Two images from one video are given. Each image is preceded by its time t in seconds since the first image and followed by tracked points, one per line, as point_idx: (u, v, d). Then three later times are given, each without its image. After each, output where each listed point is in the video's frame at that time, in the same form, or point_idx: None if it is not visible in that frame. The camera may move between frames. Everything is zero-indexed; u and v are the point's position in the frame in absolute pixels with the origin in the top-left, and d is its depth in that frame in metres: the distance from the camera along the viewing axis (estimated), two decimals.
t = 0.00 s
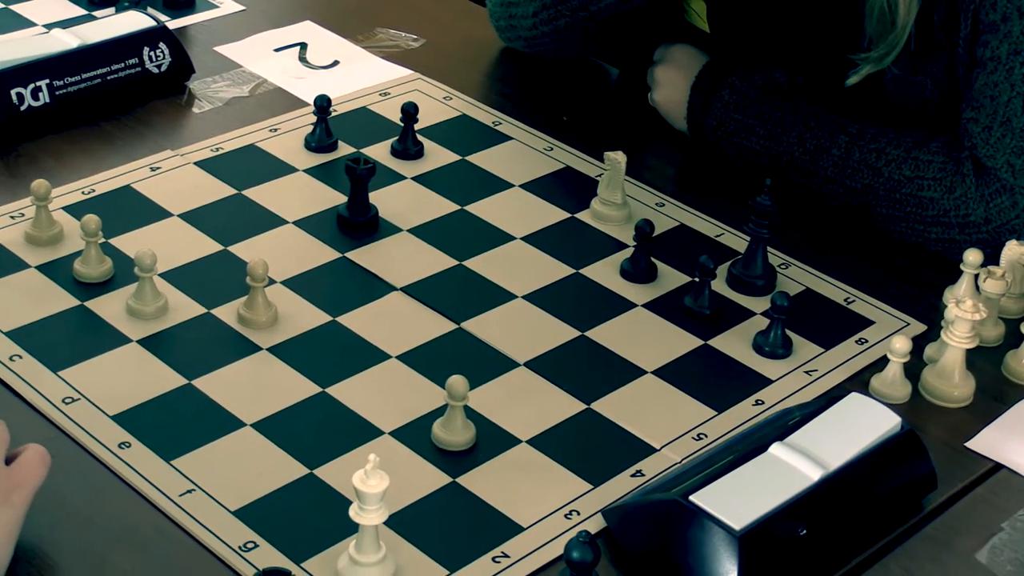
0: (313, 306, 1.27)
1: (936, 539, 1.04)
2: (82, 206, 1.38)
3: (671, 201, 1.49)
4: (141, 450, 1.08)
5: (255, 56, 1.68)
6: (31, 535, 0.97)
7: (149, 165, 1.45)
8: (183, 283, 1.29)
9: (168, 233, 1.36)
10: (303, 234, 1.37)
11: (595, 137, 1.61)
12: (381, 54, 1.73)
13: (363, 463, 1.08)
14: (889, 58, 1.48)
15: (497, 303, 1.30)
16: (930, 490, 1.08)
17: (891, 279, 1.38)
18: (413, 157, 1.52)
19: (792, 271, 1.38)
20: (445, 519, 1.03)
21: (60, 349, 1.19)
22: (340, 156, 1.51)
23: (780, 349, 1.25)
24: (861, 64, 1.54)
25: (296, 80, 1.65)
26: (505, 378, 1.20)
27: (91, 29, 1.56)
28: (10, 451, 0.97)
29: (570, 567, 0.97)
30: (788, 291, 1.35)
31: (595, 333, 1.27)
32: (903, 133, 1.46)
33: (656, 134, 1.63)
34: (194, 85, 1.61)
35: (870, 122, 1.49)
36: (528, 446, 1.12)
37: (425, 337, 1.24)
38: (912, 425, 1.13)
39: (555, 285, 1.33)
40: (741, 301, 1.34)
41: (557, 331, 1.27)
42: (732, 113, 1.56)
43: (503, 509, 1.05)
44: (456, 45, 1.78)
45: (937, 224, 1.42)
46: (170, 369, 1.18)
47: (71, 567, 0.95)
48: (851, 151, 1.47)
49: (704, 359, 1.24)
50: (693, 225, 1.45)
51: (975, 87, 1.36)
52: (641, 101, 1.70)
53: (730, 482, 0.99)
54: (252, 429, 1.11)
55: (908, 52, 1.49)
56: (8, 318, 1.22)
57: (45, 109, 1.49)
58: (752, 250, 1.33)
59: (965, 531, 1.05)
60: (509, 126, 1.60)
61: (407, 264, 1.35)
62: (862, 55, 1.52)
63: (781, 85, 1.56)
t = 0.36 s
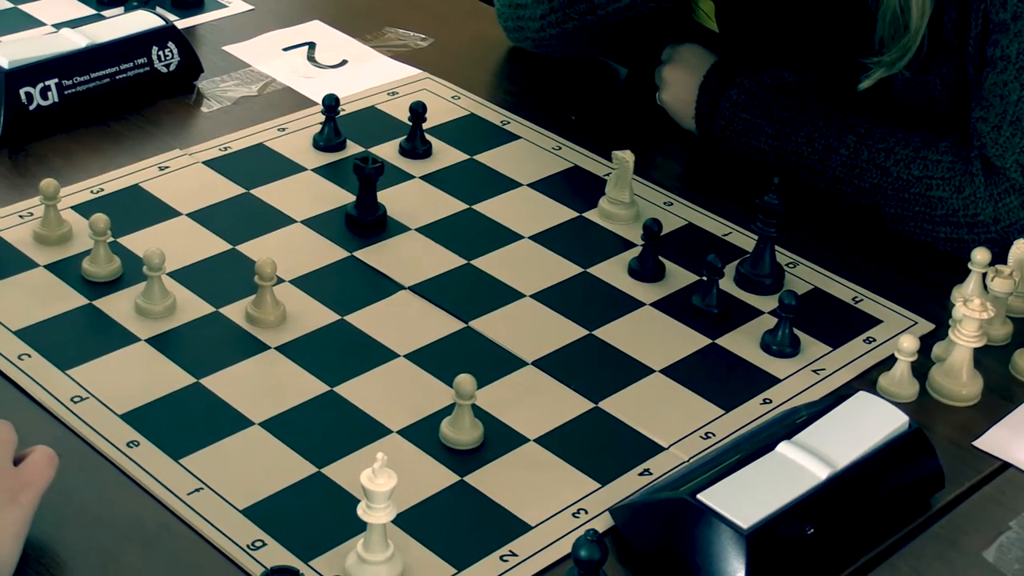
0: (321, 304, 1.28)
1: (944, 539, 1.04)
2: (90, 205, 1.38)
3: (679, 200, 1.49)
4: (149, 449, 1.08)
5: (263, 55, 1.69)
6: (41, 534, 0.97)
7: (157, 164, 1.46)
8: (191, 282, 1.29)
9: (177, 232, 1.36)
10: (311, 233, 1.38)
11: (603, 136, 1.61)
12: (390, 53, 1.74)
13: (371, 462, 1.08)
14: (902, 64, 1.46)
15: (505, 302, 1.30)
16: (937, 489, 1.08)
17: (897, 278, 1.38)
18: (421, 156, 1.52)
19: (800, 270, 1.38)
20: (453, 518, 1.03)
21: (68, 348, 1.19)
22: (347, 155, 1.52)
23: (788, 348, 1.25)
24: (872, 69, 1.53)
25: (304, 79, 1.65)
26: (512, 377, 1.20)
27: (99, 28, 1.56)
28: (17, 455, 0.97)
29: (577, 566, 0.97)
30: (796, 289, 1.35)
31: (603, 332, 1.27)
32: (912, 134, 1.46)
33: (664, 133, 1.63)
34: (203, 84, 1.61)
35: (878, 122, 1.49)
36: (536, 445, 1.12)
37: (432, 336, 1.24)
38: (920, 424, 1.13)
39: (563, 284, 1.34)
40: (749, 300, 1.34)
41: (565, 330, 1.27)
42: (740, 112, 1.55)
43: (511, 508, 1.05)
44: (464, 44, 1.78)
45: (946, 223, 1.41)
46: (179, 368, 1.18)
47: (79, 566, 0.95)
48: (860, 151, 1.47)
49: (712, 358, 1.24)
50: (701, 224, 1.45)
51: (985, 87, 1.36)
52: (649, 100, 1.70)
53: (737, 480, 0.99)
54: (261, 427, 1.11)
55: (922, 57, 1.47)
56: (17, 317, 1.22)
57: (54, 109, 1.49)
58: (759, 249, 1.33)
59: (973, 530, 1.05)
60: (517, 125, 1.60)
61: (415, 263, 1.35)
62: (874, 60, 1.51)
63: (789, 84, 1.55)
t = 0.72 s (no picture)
0: (322, 306, 1.28)
1: (943, 541, 1.04)
2: (92, 207, 1.38)
3: (680, 202, 1.49)
4: (150, 450, 1.08)
5: (264, 58, 1.69)
6: (41, 535, 0.98)
7: (160, 166, 1.46)
8: (193, 284, 1.30)
9: (178, 233, 1.36)
10: (312, 235, 1.38)
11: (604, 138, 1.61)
12: (392, 56, 1.74)
13: (371, 464, 1.08)
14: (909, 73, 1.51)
15: (505, 304, 1.30)
16: (937, 491, 1.08)
17: (904, 284, 1.38)
18: (422, 158, 1.53)
19: (801, 273, 1.38)
20: (453, 519, 1.04)
21: (70, 349, 1.19)
22: (349, 157, 1.52)
23: (788, 350, 1.25)
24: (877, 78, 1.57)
25: (305, 82, 1.65)
26: (513, 379, 1.20)
27: (101, 31, 1.57)
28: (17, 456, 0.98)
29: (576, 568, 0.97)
30: (796, 292, 1.35)
31: (603, 334, 1.27)
32: (926, 144, 1.47)
33: (665, 133, 1.63)
34: (205, 87, 1.62)
35: (891, 132, 1.50)
36: (537, 447, 1.12)
37: (433, 338, 1.25)
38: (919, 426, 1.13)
39: (564, 286, 1.34)
40: (749, 303, 1.34)
41: (565, 332, 1.27)
42: (753, 123, 1.56)
43: (510, 510, 1.05)
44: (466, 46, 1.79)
45: (957, 236, 1.42)
46: (180, 369, 1.18)
47: (79, 567, 0.95)
48: (873, 161, 1.47)
49: (712, 360, 1.25)
50: (702, 227, 1.45)
51: (997, 101, 1.39)
52: (650, 102, 1.70)
53: (737, 482, 0.99)
54: (261, 429, 1.12)
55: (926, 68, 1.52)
56: (19, 318, 1.23)
57: (56, 111, 1.49)
58: (760, 251, 1.34)
59: (973, 531, 1.05)
60: (519, 128, 1.60)
61: (415, 265, 1.35)
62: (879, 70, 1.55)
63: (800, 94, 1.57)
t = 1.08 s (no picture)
0: (319, 313, 1.28)
1: (940, 547, 1.04)
2: (89, 214, 1.39)
3: (677, 210, 1.49)
4: (147, 456, 1.08)
5: (263, 66, 1.69)
6: (37, 541, 0.98)
7: (158, 173, 1.46)
8: (190, 290, 1.30)
9: (176, 241, 1.36)
10: (310, 243, 1.38)
11: (602, 146, 1.62)
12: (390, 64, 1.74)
13: (367, 470, 1.08)
14: (945, 92, 1.52)
15: (503, 311, 1.30)
16: (934, 497, 1.08)
17: (902, 292, 1.38)
18: (421, 166, 1.53)
19: (797, 280, 1.38)
20: (450, 526, 1.03)
21: (67, 356, 1.19)
22: (347, 165, 1.52)
23: (786, 357, 1.25)
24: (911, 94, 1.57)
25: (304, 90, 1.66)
26: (510, 386, 1.20)
27: (99, 38, 1.57)
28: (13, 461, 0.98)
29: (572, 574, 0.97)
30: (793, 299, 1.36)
31: (600, 341, 1.28)
32: (929, 157, 1.50)
33: (663, 142, 1.64)
34: (204, 95, 1.62)
35: (894, 146, 1.53)
36: (534, 453, 1.12)
37: (430, 345, 1.25)
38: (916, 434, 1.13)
39: (561, 293, 1.34)
40: (747, 310, 1.34)
41: (563, 339, 1.27)
42: (756, 135, 1.58)
43: (507, 516, 1.05)
44: (469, 55, 1.79)
45: (959, 248, 1.43)
46: (177, 376, 1.18)
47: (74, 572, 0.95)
48: (876, 172, 1.50)
49: (709, 367, 1.25)
50: (700, 235, 1.45)
51: (1006, 113, 1.42)
52: (649, 111, 1.70)
53: (734, 488, 0.99)
54: (259, 435, 1.12)
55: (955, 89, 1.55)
56: (17, 325, 1.23)
57: (54, 118, 1.50)
58: (757, 259, 1.34)
59: (969, 537, 1.05)
60: (516, 136, 1.61)
61: (413, 272, 1.35)
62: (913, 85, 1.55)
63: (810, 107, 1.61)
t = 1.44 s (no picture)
0: (312, 313, 1.28)
1: (931, 545, 1.04)
2: (82, 215, 1.39)
3: (670, 210, 1.49)
4: (139, 457, 1.08)
5: (255, 67, 1.69)
6: (29, 541, 0.98)
7: (151, 174, 1.46)
8: (183, 291, 1.30)
9: (168, 242, 1.36)
10: (302, 244, 1.38)
11: (595, 147, 1.62)
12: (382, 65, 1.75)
13: (359, 469, 1.08)
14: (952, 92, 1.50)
15: (495, 312, 1.30)
16: (925, 495, 1.08)
17: (894, 290, 1.38)
18: (414, 166, 1.53)
19: (790, 280, 1.38)
20: (443, 525, 1.03)
21: (59, 357, 1.19)
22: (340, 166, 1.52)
23: (778, 356, 1.25)
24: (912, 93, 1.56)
25: (296, 91, 1.66)
26: (502, 386, 1.20)
27: (92, 40, 1.57)
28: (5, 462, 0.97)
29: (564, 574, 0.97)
30: (785, 299, 1.36)
31: (593, 341, 1.28)
32: (921, 156, 1.50)
33: (656, 142, 1.64)
34: (196, 96, 1.62)
35: (887, 145, 1.53)
36: (526, 452, 1.12)
37: (422, 345, 1.25)
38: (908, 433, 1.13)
39: (553, 294, 1.34)
40: (741, 310, 1.34)
41: (555, 338, 1.27)
42: (748, 136, 1.58)
43: (499, 515, 1.05)
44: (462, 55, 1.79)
45: (951, 247, 1.44)
46: (169, 376, 1.18)
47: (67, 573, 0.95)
48: (868, 172, 1.50)
49: (701, 366, 1.25)
50: (692, 234, 1.45)
51: (999, 112, 1.42)
52: (641, 111, 1.71)
53: (725, 486, 0.99)
54: (251, 435, 1.12)
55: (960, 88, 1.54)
56: (9, 326, 1.23)
57: (47, 120, 1.50)
58: (749, 258, 1.34)
59: (960, 535, 1.05)
60: (509, 136, 1.61)
61: (405, 272, 1.35)
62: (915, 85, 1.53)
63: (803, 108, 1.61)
